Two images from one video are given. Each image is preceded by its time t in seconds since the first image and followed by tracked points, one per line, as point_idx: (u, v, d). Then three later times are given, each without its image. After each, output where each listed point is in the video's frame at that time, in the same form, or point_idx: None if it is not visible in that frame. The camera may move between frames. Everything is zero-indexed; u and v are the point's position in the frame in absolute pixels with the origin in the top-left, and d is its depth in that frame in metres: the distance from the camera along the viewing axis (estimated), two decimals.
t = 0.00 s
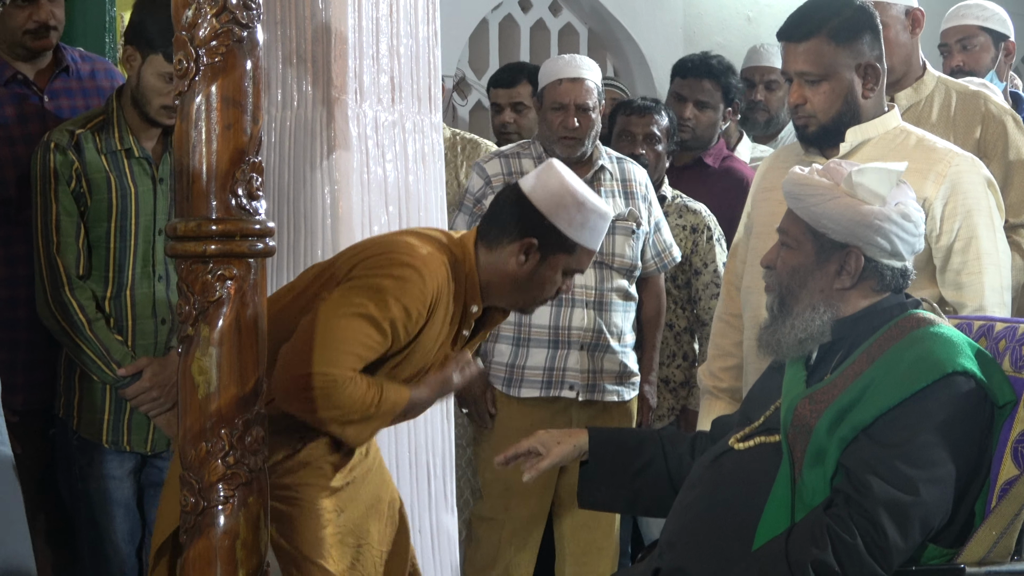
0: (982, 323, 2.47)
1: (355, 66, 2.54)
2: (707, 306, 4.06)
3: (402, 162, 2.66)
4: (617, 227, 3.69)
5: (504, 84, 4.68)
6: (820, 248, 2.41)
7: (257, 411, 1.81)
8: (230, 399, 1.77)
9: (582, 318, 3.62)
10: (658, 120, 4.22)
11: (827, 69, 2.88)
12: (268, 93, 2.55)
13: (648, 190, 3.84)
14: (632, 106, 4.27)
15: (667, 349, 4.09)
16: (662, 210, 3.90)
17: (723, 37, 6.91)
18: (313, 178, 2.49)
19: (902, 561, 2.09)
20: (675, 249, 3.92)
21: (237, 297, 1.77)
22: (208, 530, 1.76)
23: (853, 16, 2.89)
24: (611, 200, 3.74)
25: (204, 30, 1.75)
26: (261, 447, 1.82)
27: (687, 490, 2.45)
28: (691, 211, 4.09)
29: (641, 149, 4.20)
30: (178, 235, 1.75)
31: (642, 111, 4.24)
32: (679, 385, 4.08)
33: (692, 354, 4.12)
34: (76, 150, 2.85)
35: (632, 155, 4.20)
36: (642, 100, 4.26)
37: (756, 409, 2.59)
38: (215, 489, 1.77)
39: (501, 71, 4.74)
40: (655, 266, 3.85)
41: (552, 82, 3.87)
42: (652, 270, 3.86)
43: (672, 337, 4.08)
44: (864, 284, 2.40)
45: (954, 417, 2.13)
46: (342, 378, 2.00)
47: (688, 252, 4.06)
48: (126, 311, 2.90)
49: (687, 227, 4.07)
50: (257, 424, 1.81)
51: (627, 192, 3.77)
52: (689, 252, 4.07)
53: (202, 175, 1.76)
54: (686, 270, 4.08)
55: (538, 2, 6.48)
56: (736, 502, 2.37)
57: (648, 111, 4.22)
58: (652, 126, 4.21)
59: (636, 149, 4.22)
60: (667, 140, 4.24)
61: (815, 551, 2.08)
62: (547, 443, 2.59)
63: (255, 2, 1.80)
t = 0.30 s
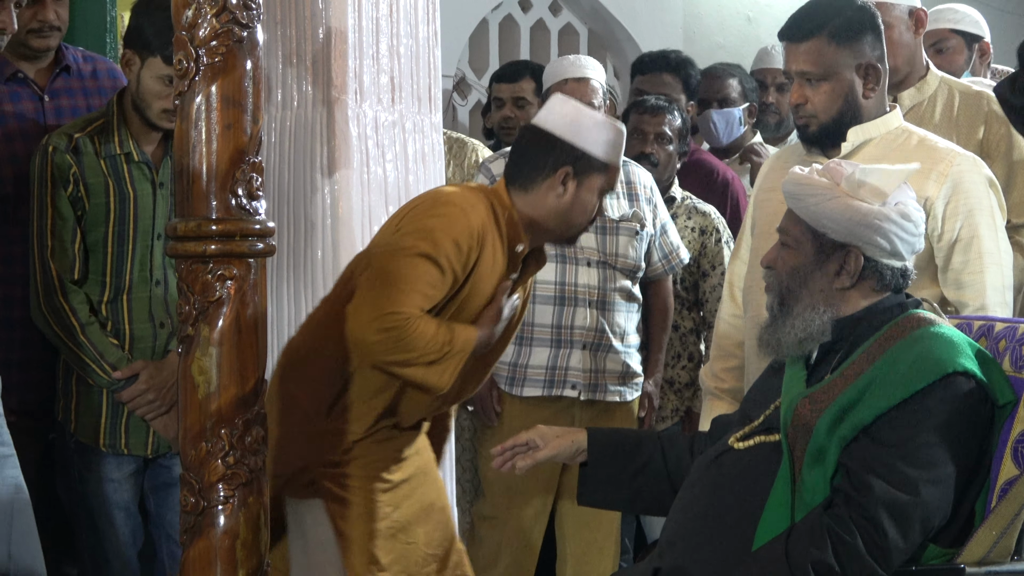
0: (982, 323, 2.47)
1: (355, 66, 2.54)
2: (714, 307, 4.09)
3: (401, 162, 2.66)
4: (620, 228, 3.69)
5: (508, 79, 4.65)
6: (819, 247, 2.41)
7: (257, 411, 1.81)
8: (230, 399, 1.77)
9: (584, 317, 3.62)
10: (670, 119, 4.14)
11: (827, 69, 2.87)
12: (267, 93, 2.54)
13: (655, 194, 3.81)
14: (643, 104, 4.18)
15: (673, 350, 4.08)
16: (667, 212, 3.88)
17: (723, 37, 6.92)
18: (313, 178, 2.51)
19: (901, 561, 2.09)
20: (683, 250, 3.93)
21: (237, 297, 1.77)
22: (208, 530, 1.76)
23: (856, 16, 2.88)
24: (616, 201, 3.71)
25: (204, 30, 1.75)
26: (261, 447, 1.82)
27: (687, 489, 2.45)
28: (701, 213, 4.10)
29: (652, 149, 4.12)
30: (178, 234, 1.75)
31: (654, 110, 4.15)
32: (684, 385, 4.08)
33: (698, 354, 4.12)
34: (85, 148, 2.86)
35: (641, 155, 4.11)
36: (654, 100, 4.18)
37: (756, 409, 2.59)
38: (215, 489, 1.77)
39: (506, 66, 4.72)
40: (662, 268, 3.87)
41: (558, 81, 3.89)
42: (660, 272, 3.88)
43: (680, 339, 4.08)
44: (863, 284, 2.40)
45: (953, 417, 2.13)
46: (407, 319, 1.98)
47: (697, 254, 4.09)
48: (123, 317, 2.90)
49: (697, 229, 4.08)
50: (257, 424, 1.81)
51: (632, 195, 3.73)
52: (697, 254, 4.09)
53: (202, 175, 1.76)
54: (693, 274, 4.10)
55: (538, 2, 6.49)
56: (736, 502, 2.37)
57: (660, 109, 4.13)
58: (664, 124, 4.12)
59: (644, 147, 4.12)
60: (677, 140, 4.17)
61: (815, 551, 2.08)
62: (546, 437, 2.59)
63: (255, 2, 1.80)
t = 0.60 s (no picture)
0: (982, 323, 2.47)
1: (355, 66, 2.55)
2: (715, 308, 4.08)
3: (401, 162, 2.64)
4: (616, 228, 3.68)
5: (500, 76, 4.67)
6: (819, 247, 2.41)
7: (258, 411, 1.81)
8: (230, 399, 1.77)
9: (579, 316, 3.62)
10: (675, 120, 4.17)
11: (824, 68, 2.88)
12: (268, 93, 2.55)
13: (650, 193, 3.81)
14: (651, 106, 4.23)
15: (673, 350, 4.05)
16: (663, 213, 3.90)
17: (723, 37, 6.93)
18: (313, 178, 2.52)
19: (901, 561, 2.09)
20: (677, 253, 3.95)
21: (237, 297, 1.77)
22: (208, 530, 1.76)
23: (856, 16, 2.88)
24: (612, 201, 3.70)
25: (204, 30, 1.75)
26: (262, 447, 1.82)
27: (687, 489, 2.45)
28: (704, 215, 4.13)
29: (654, 148, 4.17)
30: (178, 234, 1.75)
31: (660, 110, 4.19)
32: (685, 386, 4.07)
33: (700, 356, 4.09)
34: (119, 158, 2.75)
35: (644, 155, 4.18)
36: (662, 100, 4.21)
37: (756, 408, 2.59)
38: (215, 489, 1.77)
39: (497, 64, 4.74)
40: (655, 269, 3.88)
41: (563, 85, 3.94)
42: (653, 273, 3.88)
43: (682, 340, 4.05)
44: (862, 284, 2.40)
45: (955, 417, 2.13)
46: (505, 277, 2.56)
47: (699, 255, 4.09)
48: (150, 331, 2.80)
49: (699, 230, 4.10)
50: (257, 424, 1.81)
51: (629, 194, 3.72)
52: (698, 256, 4.09)
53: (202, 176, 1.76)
54: (695, 274, 4.08)
55: (538, 2, 6.49)
56: (736, 503, 2.36)
57: (665, 111, 4.17)
58: (667, 125, 4.16)
59: (648, 147, 4.19)
60: (682, 142, 4.20)
61: (815, 551, 2.08)
62: (544, 435, 2.60)
63: (255, 2, 1.80)
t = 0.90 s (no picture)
0: (982, 323, 2.47)
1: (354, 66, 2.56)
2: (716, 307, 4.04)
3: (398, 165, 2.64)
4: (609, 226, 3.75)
5: (486, 73, 4.72)
6: (818, 247, 2.41)
7: (258, 411, 1.81)
8: (230, 399, 1.77)
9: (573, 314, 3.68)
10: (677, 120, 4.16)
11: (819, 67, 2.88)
12: (269, 93, 2.49)
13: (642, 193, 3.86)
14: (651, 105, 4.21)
15: (674, 349, 4.04)
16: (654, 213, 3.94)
17: (723, 36, 6.92)
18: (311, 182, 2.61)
19: (901, 561, 2.08)
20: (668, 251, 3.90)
21: (237, 297, 1.77)
22: (208, 530, 1.76)
23: (853, 15, 2.88)
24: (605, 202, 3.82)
25: (204, 30, 1.75)
26: (261, 447, 1.82)
27: (687, 489, 2.46)
28: (704, 214, 4.16)
29: (656, 147, 4.15)
30: (178, 235, 1.75)
31: (662, 110, 4.18)
32: (686, 385, 4.05)
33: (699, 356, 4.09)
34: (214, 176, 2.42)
35: (646, 153, 4.16)
36: (663, 100, 4.21)
37: (756, 408, 2.60)
38: (215, 489, 1.77)
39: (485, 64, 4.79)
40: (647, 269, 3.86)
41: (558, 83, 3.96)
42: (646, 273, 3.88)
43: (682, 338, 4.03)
44: (862, 284, 2.40)
45: (956, 417, 2.13)
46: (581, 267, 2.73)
47: (699, 254, 4.11)
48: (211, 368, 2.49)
49: (699, 230, 4.13)
50: (257, 424, 1.81)
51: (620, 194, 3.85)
52: (699, 254, 4.11)
53: (202, 176, 1.76)
54: (695, 272, 4.08)
55: (538, 1, 6.49)
56: (736, 503, 2.37)
57: (667, 110, 4.16)
58: (669, 124, 4.15)
59: (648, 147, 4.17)
60: (684, 141, 4.21)
61: (815, 552, 2.08)
62: (545, 439, 2.60)
63: (254, 1, 1.80)
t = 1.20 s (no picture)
0: (982, 323, 2.47)
1: (355, 66, 2.69)
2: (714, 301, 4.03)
3: (401, 161, 2.82)
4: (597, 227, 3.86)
5: (472, 75, 4.68)
6: (818, 247, 2.41)
7: (258, 411, 1.81)
8: (230, 399, 1.77)
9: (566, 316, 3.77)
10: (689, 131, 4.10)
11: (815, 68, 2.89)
12: (269, 93, 2.69)
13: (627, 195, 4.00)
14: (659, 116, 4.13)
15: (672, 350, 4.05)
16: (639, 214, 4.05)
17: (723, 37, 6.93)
18: (313, 179, 2.65)
19: (901, 561, 2.08)
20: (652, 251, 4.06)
21: (237, 297, 1.77)
22: (208, 530, 1.76)
23: (846, 16, 2.89)
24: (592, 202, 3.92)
25: (204, 30, 1.75)
26: (262, 447, 1.82)
27: (686, 489, 2.46)
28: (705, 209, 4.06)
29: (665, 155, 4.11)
30: (178, 235, 1.75)
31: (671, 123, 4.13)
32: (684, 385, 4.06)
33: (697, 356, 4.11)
34: (352, 261, 2.24)
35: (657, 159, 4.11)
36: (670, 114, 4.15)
37: (755, 408, 2.60)
38: (215, 489, 1.77)
39: (472, 64, 4.76)
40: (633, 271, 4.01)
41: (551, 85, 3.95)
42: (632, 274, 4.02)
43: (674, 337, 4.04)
44: (861, 284, 2.40)
45: (957, 418, 2.13)
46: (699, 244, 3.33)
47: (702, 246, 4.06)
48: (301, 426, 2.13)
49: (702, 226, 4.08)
50: (257, 425, 1.81)
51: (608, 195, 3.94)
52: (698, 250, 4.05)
53: (201, 176, 1.76)
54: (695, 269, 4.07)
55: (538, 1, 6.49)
56: (736, 503, 2.37)
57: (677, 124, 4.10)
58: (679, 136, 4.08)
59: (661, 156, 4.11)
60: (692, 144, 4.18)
61: (815, 552, 2.08)
62: (544, 448, 2.61)
63: (255, 2, 1.80)
